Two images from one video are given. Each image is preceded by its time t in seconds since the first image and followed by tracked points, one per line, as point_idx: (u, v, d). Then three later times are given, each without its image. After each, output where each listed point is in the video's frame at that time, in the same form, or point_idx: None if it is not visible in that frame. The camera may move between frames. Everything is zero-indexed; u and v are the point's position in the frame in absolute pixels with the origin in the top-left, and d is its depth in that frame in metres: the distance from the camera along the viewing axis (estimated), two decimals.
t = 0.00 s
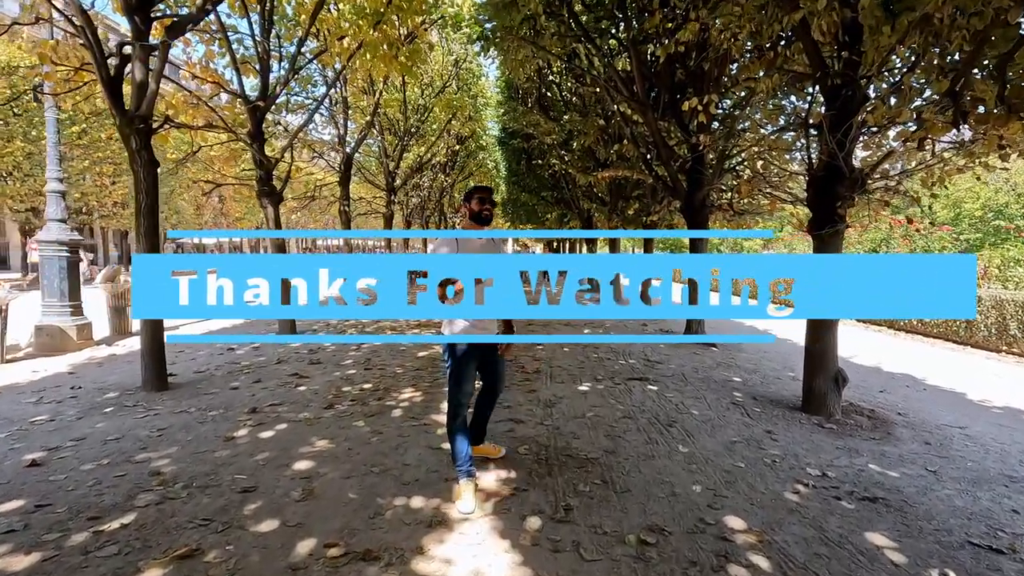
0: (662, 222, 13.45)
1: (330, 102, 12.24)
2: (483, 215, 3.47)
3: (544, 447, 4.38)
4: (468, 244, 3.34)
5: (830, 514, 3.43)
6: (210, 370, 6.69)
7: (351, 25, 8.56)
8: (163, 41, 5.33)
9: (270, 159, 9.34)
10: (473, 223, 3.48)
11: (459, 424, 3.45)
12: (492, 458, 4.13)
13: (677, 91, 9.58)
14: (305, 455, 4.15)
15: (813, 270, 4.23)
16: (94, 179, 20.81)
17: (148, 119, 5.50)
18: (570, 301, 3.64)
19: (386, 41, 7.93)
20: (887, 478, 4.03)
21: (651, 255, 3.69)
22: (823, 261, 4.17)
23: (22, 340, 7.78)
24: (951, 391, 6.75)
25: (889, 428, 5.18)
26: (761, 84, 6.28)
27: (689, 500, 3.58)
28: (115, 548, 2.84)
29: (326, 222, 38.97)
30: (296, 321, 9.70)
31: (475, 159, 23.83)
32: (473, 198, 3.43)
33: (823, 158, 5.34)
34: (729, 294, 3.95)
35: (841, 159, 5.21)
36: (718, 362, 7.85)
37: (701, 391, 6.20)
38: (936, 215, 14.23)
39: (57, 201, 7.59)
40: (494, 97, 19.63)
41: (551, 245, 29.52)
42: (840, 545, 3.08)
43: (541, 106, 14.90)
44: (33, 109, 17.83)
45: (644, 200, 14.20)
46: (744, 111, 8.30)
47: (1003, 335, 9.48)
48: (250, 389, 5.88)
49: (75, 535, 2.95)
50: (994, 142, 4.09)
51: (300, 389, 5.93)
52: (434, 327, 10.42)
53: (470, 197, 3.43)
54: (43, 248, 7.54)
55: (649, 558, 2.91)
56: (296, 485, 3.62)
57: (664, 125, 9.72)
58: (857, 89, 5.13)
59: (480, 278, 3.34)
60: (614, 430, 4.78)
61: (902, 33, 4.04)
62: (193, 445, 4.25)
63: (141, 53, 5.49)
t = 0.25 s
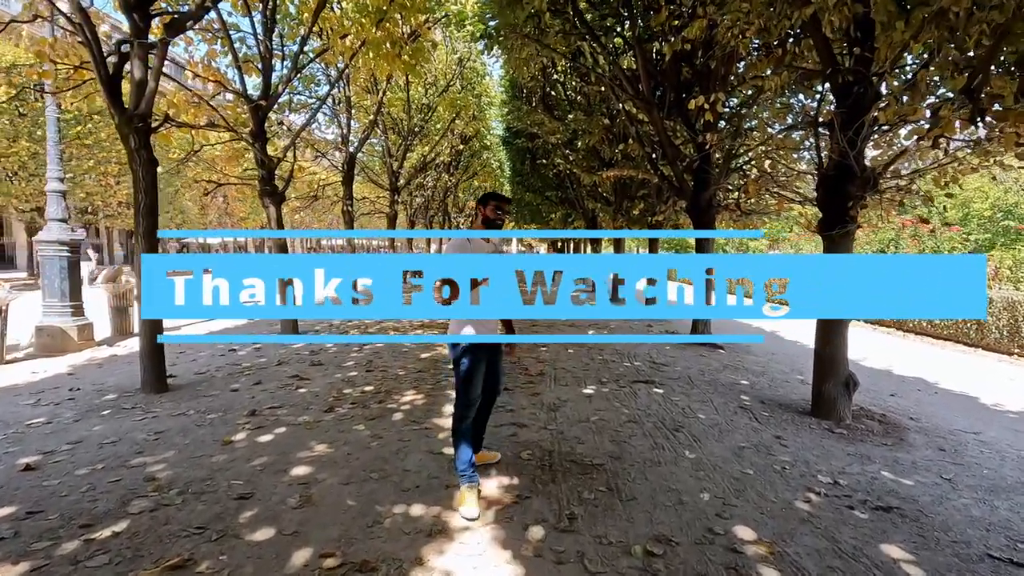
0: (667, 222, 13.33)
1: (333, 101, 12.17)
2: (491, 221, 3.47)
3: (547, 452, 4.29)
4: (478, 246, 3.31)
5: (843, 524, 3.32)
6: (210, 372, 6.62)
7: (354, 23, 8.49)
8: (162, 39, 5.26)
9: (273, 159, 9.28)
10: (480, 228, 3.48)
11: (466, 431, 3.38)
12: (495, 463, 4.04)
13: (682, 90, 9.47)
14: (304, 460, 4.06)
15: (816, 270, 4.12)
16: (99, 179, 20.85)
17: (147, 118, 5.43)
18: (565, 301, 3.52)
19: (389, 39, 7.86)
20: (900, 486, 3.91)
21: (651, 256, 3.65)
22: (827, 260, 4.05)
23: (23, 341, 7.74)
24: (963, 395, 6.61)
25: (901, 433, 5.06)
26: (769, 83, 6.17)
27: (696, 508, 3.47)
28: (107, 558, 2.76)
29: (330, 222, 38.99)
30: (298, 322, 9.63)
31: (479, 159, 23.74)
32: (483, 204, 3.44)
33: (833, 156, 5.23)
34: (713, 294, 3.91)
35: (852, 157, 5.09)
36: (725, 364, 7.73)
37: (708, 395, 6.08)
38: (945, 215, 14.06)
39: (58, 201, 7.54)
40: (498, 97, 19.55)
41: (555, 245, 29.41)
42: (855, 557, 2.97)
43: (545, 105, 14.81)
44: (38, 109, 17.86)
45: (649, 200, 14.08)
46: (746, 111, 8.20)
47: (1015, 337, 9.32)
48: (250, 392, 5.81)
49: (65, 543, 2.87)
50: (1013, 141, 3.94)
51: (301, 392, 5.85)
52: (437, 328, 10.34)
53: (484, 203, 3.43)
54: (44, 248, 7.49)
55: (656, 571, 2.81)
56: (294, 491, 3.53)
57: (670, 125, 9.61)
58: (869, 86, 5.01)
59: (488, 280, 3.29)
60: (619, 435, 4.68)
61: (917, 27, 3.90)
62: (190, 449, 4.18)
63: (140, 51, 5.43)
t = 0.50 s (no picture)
0: (671, 222, 13.23)
1: (335, 100, 12.12)
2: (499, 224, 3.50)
3: (550, 456, 4.22)
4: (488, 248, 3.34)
5: (853, 532, 3.23)
6: (210, 373, 6.57)
7: (355, 22, 8.44)
8: (162, 37, 5.22)
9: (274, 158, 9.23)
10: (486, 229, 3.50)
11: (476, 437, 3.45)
12: (496, 468, 3.96)
13: (687, 88, 9.41)
14: (303, 463, 4.00)
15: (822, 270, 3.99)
16: (103, 179, 20.87)
17: (146, 117, 5.38)
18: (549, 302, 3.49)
19: (391, 38, 7.80)
20: (911, 492, 3.82)
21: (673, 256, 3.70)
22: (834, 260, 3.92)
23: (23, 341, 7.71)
24: (973, 398, 6.51)
25: (911, 437, 4.96)
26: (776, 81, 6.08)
27: (702, 515, 3.40)
28: (99, 565, 2.70)
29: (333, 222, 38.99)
30: (299, 322, 9.58)
31: (482, 158, 23.68)
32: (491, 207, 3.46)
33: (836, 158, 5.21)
34: (742, 294, 3.70)
35: (861, 157, 4.99)
36: (730, 366, 7.64)
37: (714, 397, 5.99)
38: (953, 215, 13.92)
39: (59, 200, 7.51)
40: (502, 96, 19.48)
41: (559, 245, 29.33)
42: (866, 567, 2.89)
43: (549, 104, 14.74)
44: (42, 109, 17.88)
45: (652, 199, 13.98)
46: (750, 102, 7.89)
47: None
48: (249, 393, 5.75)
49: (57, 549, 2.82)
50: None
51: (300, 393, 5.79)
52: (439, 329, 10.26)
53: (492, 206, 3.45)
54: (45, 248, 7.47)
55: None
56: (291, 496, 3.47)
57: (674, 124, 9.52)
58: (879, 84, 4.92)
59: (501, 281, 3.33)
60: (623, 438, 4.61)
61: (929, 23, 3.81)
62: (187, 452, 4.12)
63: (139, 49, 5.40)
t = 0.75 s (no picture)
0: (676, 220, 13.12)
1: (338, 97, 12.06)
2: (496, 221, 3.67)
3: (552, 459, 4.13)
4: (494, 243, 3.50)
5: (864, 539, 3.14)
6: (209, 372, 6.51)
7: (357, 18, 8.37)
8: (158, 32, 5.15)
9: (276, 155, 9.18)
10: (486, 225, 3.63)
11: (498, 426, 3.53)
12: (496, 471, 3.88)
13: (693, 85, 9.31)
14: (299, 465, 3.93)
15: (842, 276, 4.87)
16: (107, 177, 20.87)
17: (143, 113, 5.31)
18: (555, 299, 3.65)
19: (393, 34, 7.72)
20: (923, 498, 3.72)
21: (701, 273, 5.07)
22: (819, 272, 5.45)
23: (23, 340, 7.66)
24: (983, 400, 6.39)
25: (921, 440, 4.86)
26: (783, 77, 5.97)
27: (708, 521, 3.31)
28: (87, 571, 2.63)
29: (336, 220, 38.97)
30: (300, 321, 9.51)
31: (486, 157, 23.60)
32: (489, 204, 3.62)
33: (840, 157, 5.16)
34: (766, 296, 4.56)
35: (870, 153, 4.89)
36: (735, 366, 7.53)
37: (719, 399, 5.89)
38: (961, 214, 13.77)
39: (58, 198, 7.46)
40: (505, 94, 19.39)
41: (563, 244, 29.23)
42: None
43: (553, 102, 14.64)
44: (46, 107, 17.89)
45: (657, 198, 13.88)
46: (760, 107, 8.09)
47: None
48: (248, 393, 5.68)
49: (45, 554, 2.75)
50: None
51: (299, 393, 5.71)
52: (441, 329, 10.18)
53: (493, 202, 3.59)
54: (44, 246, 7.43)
55: None
56: (287, 499, 3.40)
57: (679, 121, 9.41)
58: (889, 80, 4.81)
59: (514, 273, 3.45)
60: (626, 441, 4.52)
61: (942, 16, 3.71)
62: (182, 453, 4.05)
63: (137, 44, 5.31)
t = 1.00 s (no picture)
0: (678, 220, 13.02)
1: (338, 96, 12.00)
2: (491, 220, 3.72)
3: (551, 461, 4.07)
4: (494, 241, 3.50)
5: (870, 545, 3.06)
6: (206, 372, 6.45)
7: (356, 15, 8.30)
8: (154, 28, 5.08)
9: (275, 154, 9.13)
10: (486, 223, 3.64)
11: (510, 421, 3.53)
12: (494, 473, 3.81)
13: (695, 82, 9.21)
14: (294, 467, 3.86)
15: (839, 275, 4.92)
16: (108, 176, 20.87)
17: (138, 110, 5.25)
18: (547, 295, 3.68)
19: (392, 30, 7.65)
20: (930, 502, 3.64)
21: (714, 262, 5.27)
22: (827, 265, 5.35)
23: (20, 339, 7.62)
24: (989, 401, 6.30)
25: (927, 443, 4.78)
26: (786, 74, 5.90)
27: (710, 526, 3.23)
28: None
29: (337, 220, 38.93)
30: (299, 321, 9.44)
31: (488, 155, 23.54)
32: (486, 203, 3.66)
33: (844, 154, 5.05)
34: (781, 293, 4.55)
35: (877, 150, 4.79)
36: (738, 366, 7.45)
37: (721, 400, 5.81)
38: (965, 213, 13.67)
39: (55, 195, 7.40)
40: (507, 93, 19.33)
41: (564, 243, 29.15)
42: None
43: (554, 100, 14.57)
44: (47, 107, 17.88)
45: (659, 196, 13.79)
46: (763, 105, 8.02)
47: None
48: (244, 393, 5.62)
49: (31, 560, 2.69)
50: None
51: (296, 394, 5.65)
52: (441, 328, 10.11)
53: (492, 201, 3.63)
54: (41, 244, 7.38)
55: None
56: (280, 503, 3.33)
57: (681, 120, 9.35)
58: (896, 75, 4.73)
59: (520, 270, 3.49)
60: (626, 443, 4.45)
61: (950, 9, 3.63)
62: (176, 455, 3.99)
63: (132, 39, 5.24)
